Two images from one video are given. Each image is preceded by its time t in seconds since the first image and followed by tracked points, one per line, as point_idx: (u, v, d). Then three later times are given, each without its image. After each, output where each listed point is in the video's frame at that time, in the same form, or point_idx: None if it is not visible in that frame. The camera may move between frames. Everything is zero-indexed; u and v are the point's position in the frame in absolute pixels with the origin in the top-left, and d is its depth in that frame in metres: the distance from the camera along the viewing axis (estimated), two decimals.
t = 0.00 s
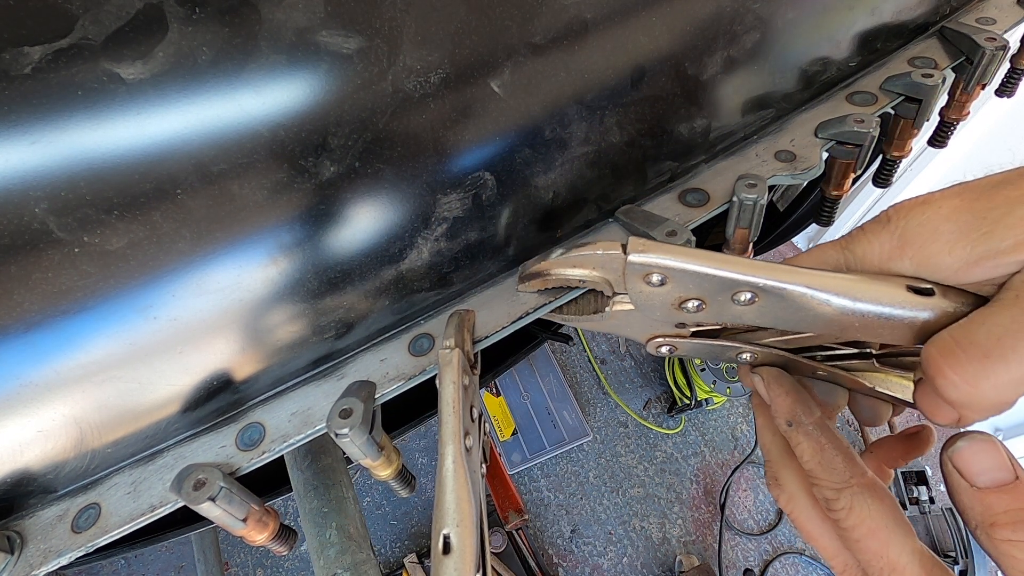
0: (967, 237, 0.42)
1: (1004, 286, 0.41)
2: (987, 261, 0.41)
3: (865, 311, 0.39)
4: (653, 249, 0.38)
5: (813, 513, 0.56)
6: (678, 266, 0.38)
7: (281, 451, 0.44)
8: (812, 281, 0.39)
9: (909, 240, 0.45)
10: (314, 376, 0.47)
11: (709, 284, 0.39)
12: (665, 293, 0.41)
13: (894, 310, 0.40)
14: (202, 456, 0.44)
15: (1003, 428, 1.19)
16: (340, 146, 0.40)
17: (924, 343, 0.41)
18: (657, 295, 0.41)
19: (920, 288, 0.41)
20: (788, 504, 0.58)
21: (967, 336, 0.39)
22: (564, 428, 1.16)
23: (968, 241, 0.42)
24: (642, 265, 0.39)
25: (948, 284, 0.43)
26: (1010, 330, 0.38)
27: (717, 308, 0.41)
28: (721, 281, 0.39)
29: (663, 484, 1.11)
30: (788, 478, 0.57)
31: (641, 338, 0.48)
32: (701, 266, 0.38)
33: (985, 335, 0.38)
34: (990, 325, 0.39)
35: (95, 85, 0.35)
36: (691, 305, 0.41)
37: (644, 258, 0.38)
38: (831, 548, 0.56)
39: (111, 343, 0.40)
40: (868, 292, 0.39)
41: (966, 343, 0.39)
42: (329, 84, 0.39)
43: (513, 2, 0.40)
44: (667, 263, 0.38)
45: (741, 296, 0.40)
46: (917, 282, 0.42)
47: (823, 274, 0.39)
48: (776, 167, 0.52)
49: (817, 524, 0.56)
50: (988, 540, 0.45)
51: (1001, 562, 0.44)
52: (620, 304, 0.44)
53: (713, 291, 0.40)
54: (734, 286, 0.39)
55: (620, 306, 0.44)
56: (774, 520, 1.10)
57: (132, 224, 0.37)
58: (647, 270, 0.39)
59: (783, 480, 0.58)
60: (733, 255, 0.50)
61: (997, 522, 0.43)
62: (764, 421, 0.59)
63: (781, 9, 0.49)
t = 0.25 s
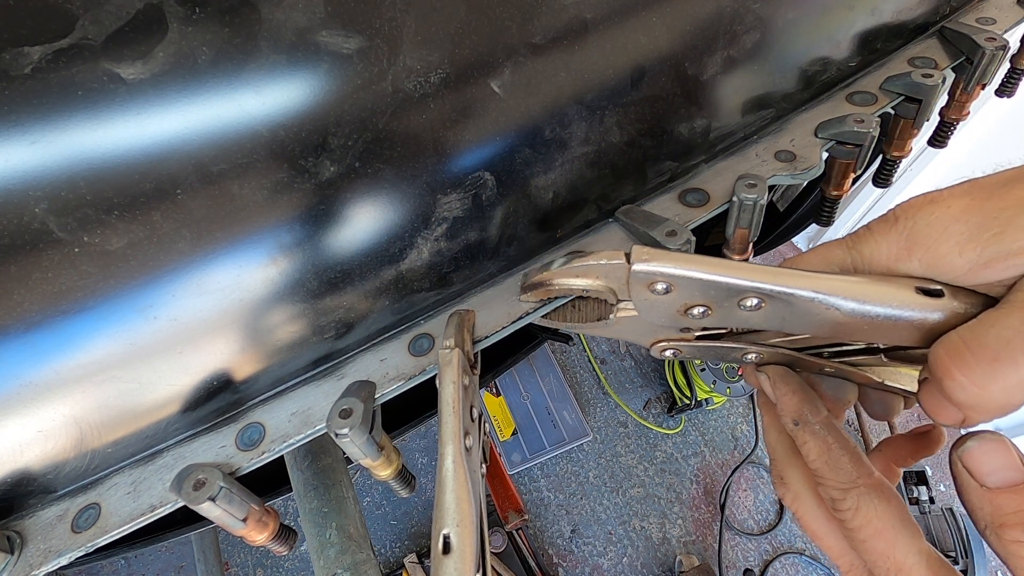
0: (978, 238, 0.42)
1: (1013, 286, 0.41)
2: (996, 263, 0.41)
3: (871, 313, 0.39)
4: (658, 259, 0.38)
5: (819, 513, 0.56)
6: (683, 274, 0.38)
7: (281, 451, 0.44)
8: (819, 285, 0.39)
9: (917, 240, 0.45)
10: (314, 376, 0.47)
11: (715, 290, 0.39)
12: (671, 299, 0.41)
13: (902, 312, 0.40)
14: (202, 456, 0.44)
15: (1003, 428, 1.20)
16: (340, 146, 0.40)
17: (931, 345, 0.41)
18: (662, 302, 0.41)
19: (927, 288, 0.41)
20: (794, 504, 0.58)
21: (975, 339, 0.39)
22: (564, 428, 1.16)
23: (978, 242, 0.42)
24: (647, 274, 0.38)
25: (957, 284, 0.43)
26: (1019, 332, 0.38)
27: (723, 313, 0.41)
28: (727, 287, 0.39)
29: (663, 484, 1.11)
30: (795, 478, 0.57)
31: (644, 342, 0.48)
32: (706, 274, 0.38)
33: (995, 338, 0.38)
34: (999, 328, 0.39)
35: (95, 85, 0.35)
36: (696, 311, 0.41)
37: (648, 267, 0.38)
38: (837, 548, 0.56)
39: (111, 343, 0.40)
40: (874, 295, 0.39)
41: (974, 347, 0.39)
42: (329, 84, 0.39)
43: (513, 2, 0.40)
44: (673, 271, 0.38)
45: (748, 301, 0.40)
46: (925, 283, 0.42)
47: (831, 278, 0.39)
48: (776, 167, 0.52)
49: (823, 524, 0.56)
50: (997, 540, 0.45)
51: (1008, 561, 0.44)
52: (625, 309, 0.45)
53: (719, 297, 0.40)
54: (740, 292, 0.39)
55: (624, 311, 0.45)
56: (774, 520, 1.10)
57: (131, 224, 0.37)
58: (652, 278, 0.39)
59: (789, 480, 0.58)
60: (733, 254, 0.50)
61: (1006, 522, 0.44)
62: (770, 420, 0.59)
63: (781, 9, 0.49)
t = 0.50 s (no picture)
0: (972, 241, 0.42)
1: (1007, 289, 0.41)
2: (989, 266, 0.41)
3: (868, 314, 0.39)
4: (654, 256, 0.38)
5: (814, 512, 0.56)
6: (680, 271, 0.38)
7: (281, 451, 0.44)
8: (815, 286, 0.39)
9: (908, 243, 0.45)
10: (314, 376, 0.47)
11: (711, 289, 0.39)
12: (667, 297, 0.41)
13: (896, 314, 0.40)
14: (202, 456, 0.44)
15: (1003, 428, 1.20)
16: (340, 146, 0.40)
17: (925, 347, 0.42)
18: (658, 300, 0.41)
19: (924, 291, 0.41)
20: (789, 503, 0.58)
21: (968, 341, 0.39)
22: (564, 428, 1.16)
23: (972, 244, 0.42)
24: (642, 270, 0.38)
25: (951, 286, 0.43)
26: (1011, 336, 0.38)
27: (720, 312, 0.41)
28: (723, 285, 0.39)
29: (663, 484, 1.11)
30: (789, 477, 0.57)
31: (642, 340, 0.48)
32: (702, 272, 0.38)
33: (987, 340, 0.38)
34: (991, 331, 0.38)
35: (95, 85, 0.35)
36: (693, 309, 0.41)
37: (644, 264, 0.38)
38: (831, 547, 0.56)
39: (111, 343, 0.40)
40: (870, 296, 0.39)
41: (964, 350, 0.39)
42: (329, 84, 0.39)
43: (513, 2, 0.40)
44: (668, 269, 0.38)
45: (744, 300, 0.40)
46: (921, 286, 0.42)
47: (827, 279, 0.39)
48: (776, 167, 0.52)
49: (817, 523, 0.56)
50: (987, 540, 0.45)
51: (999, 562, 0.44)
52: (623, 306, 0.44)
53: (715, 296, 0.40)
54: (736, 290, 0.39)
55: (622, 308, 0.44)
56: (774, 520, 1.10)
57: (132, 224, 0.37)
58: (648, 275, 0.39)
59: (784, 479, 0.58)
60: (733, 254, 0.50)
61: (997, 522, 0.43)
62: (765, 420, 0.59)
63: (781, 9, 0.49)
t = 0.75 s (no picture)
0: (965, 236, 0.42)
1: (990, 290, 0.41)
2: (974, 264, 0.41)
3: (861, 312, 0.40)
4: (657, 248, 0.38)
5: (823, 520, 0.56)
6: (683, 264, 0.38)
7: (281, 451, 0.44)
8: (812, 282, 0.39)
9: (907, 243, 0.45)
10: (314, 377, 0.47)
11: (712, 284, 0.39)
12: (668, 293, 0.40)
13: (890, 310, 0.41)
14: (202, 457, 0.44)
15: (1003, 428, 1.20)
16: (340, 146, 0.40)
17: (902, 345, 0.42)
18: (658, 296, 0.41)
19: (916, 287, 0.43)
20: (798, 509, 0.58)
21: (944, 344, 0.39)
22: (564, 428, 1.16)
23: (958, 242, 0.42)
24: (644, 263, 0.38)
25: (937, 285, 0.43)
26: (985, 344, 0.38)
27: (719, 311, 0.41)
28: (725, 281, 0.39)
29: (663, 484, 1.11)
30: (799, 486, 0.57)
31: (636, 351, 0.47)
32: (706, 265, 0.38)
33: (960, 345, 0.38)
34: (965, 335, 0.38)
35: (95, 85, 0.35)
36: (692, 308, 0.41)
37: (647, 256, 0.38)
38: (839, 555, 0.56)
39: (111, 343, 0.40)
40: (865, 293, 0.40)
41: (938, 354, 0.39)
42: (329, 84, 0.39)
43: (513, 2, 0.40)
44: (671, 262, 0.38)
45: (743, 296, 0.40)
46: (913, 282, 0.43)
47: (823, 276, 0.40)
48: (776, 167, 0.52)
49: (826, 530, 0.56)
50: (999, 546, 0.44)
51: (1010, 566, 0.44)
52: (622, 306, 0.43)
53: (716, 292, 0.40)
54: (737, 285, 0.39)
55: (621, 309, 0.43)
56: (774, 520, 1.10)
57: (132, 224, 0.37)
58: (650, 268, 0.38)
59: (792, 486, 0.58)
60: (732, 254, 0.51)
61: (1009, 528, 0.43)
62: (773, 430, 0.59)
63: (781, 9, 0.49)
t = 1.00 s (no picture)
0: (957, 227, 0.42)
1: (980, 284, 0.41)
2: (964, 255, 0.41)
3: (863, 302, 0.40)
4: (656, 244, 0.38)
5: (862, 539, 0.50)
6: (683, 259, 0.38)
7: (281, 451, 0.44)
8: (812, 273, 0.39)
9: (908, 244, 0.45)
10: (314, 376, 0.47)
11: (711, 278, 0.39)
12: (668, 290, 0.40)
13: (890, 299, 0.41)
14: (202, 457, 0.44)
15: (1003, 429, 1.20)
16: (340, 146, 0.40)
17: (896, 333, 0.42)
18: (658, 293, 0.41)
19: (916, 275, 0.43)
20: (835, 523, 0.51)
21: (933, 333, 0.39)
22: (564, 428, 1.16)
23: (949, 234, 0.42)
24: (644, 259, 0.38)
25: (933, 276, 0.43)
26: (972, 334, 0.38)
27: (720, 306, 0.41)
28: (725, 275, 0.39)
29: (663, 484, 1.11)
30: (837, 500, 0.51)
31: (638, 347, 0.47)
32: (706, 260, 0.38)
33: (948, 333, 0.39)
34: (955, 325, 0.39)
35: (95, 85, 0.35)
36: (693, 303, 0.41)
37: (646, 252, 0.38)
38: None
39: (111, 342, 0.40)
40: (863, 283, 0.40)
41: (926, 343, 0.40)
42: (329, 84, 0.39)
43: (513, 2, 0.40)
44: (670, 257, 0.38)
45: (744, 290, 0.40)
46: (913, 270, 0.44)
47: (822, 267, 0.40)
48: (776, 166, 0.52)
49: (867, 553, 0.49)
50: None
51: None
52: (622, 304, 0.43)
53: (716, 287, 0.40)
54: (737, 279, 0.39)
55: (621, 306, 0.43)
56: (774, 520, 1.10)
57: (132, 224, 0.37)
58: (649, 264, 0.39)
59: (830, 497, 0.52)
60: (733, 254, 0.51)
61: None
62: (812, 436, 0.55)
63: (781, 9, 0.49)
